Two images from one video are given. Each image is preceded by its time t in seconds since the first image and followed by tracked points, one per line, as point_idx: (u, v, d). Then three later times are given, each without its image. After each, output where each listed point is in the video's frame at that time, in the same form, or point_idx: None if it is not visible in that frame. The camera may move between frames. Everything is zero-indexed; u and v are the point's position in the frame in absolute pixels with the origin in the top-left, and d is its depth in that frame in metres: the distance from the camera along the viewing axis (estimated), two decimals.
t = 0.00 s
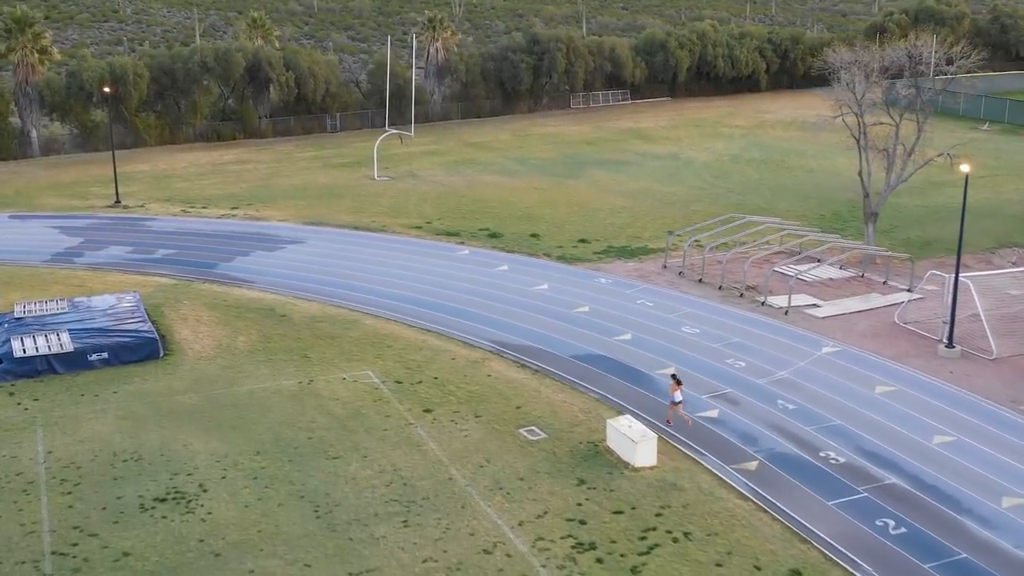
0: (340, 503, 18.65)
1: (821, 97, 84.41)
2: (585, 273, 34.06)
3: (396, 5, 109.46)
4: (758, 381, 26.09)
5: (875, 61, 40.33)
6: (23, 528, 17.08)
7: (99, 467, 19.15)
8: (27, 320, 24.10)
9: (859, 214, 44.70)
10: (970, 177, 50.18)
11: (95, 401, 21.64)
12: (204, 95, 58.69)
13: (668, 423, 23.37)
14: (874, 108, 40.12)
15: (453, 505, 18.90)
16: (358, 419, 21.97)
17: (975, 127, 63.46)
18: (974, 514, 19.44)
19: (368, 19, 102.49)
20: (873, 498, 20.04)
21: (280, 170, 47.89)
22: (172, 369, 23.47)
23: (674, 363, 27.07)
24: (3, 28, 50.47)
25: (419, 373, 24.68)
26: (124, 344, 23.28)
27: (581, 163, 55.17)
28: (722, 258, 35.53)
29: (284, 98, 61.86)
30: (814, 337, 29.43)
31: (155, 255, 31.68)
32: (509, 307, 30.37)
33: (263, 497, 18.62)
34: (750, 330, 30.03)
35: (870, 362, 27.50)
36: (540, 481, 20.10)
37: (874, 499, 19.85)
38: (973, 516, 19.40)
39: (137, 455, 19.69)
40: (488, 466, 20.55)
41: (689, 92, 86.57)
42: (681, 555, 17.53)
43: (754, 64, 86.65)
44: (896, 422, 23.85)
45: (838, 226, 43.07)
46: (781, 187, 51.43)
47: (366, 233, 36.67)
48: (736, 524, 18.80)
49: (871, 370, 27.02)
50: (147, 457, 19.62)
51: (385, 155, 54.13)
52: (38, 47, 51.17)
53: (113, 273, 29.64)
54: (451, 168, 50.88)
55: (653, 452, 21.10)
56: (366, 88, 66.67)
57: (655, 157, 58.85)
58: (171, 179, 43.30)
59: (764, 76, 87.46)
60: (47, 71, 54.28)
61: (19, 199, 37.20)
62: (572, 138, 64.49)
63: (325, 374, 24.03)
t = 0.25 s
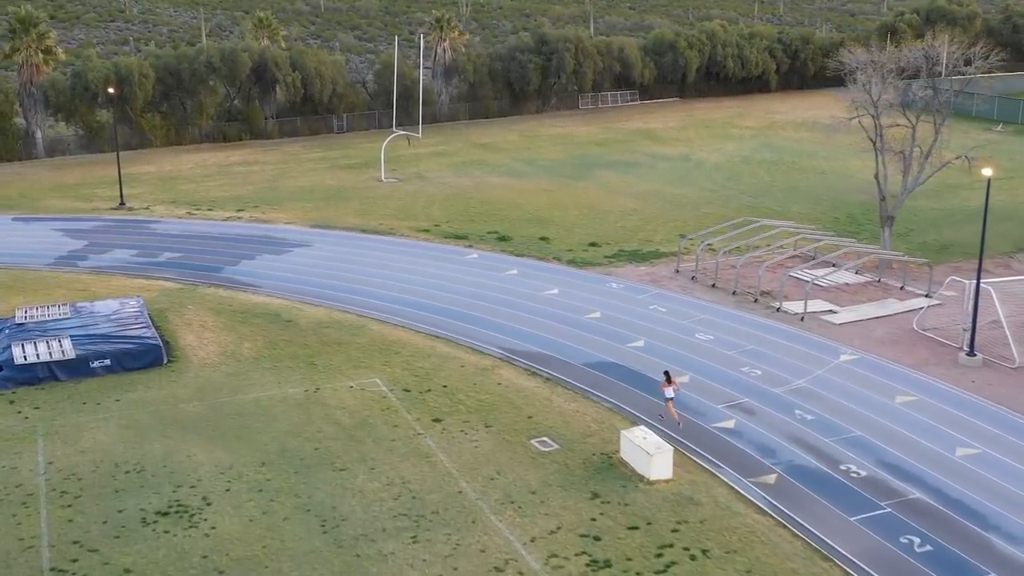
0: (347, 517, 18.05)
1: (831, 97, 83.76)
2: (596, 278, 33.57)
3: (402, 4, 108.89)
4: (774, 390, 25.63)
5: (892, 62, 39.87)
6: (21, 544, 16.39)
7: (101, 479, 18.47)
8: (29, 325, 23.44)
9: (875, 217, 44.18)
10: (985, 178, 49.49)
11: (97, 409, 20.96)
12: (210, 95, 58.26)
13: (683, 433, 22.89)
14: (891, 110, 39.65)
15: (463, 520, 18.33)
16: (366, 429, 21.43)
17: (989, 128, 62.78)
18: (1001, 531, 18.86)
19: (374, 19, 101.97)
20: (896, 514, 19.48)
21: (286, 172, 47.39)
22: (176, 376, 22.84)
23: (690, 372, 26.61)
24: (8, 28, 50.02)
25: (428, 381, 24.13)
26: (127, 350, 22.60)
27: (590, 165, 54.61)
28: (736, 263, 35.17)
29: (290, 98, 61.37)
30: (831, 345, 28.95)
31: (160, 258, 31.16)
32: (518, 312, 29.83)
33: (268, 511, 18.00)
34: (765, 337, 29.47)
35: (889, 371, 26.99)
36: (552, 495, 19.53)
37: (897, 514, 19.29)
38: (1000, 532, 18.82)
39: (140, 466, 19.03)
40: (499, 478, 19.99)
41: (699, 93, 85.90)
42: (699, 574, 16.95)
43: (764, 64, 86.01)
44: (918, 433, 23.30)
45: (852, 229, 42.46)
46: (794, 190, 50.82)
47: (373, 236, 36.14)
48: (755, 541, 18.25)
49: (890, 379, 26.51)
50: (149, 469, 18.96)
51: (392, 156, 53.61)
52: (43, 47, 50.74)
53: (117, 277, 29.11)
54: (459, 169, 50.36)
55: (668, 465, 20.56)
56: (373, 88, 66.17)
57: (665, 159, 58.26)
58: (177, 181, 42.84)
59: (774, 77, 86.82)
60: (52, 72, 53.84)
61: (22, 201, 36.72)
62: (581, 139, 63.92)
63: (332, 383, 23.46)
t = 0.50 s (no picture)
0: (360, 532, 17.48)
1: (849, 98, 82.91)
2: (614, 283, 33.02)
3: (416, 4, 108.44)
4: (798, 401, 25.03)
5: (916, 64, 39.22)
6: (27, 558, 15.80)
7: (109, 490, 17.89)
8: (38, 331, 23.01)
9: (897, 222, 43.46)
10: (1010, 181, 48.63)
11: (106, 417, 20.45)
12: (223, 96, 57.90)
13: (705, 445, 22.34)
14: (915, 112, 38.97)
15: (480, 536, 17.77)
16: (379, 439, 20.92)
17: (1012, 130, 61.87)
18: None
19: (389, 19, 101.58)
20: (927, 531, 18.83)
21: (300, 173, 46.98)
22: (187, 383, 22.36)
23: (711, 381, 26.04)
24: (22, 28, 49.80)
25: (443, 390, 23.59)
26: (137, 357, 22.16)
27: (606, 167, 54.03)
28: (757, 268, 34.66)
29: (304, 99, 60.99)
30: (855, 353, 28.31)
31: (172, 262, 30.73)
32: (534, 319, 29.28)
33: (280, 525, 17.43)
34: (786, 345, 28.83)
35: (916, 380, 26.31)
36: (572, 510, 18.94)
37: (929, 532, 18.63)
38: None
39: (149, 477, 18.46)
40: (517, 492, 19.44)
41: (716, 93, 85.05)
42: None
43: (782, 65, 85.22)
44: (947, 446, 22.63)
45: (874, 234, 41.75)
46: (814, 193, 50.10)
47: (387, 240, 35.66)
48: (782, 560, 17.64)
49: (918, 389, 25.83)
50: (159, 480, 18.39)
51: (407, 157, 53.14)
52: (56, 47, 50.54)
53: (128, 281, 28.70)
54: (474, 171, 49.86)
55: (691, 478, 19.98)
56: (387, 89, 65.75)
57: (682, 161, 57.62)
58: (190, 182, 42.47)
59: (792, 77, 86.03)
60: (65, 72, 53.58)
61: (34, 202, 36.41)
62: (597, 140, 63.33)
63: (346, 391, 22.97)
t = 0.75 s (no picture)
0: (378, 547, 16.94)
1: (874, 99, 81.85)
2: (638, 289, 32.42)
3: (436, 4, 108.09)
4: (827, 412, 24.35)
5: (947, 64, 38.32)
6: (37, 572, 15.32)
7: (122, 501, 17.44)
8: (53, 335, 22.66)
9: (926, 226, 42.58)
10: None
11: (120, 425, 20.04)
12: (242, 96, 57.64)
13: (732, 458, 21.72)
14: (946, 114, 38.07)
15: (501, 552, 17.20)
16: (398, 450, 20.40)
17: None
18: None
19: (409, 19, 101.18)
20: (965, 552, 18.09)
21: (319, 174, 46.62)
22: (203, 390, 21.94)
23: (737, 391, 25.40)
24: (42, 27, 49.63)
25: (463, 399, 23.05)
26: (153, 363, 21.77)
27: (628, 169, 53.41)
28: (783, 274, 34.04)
29: (323, 99, 60.67)
30: (886, 362, 27.57)
31: (189, 264, 30.39)
32: (556, 325, 28.73)
33: (296, 539, 16.90)
34: (815, 354, 28.12)
35: (949, 392, 25.52)
36: (596, 525, 18.34)
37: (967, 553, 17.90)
38: None
39: (163, 488, 18.00)
40: (539, 506, 18.86)
41: (739, 94, 84.12)
42: None
43: (805, 65, 84.24)
44: (984, 461, 21.84)
45: (902, 238, 40.91)
46: (839, 196, 49.28)
47: (407, 242, 35.20)
48: None
49: (952, 400, 25.05)
50: (173, 491, 17.93)
51: (427, 158, 52.71)
52: (76, 47, 50.36)
53: (145, 284, 28.37)
54: (494, 172, 49.36)
55: (719, 494, 19.30)
56: (407, 89, 65.35)
57: (705, 163, 56.91)
58: (208, 183, 42.20)
59: (816, 78, 85.05)
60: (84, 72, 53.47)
61: (53, 202, 36.20)
62: (618, 141, 62.69)
63: (364, 399, 22.49)
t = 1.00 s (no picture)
0: (398, 563, 16.40)
1: (903, 100, 80.53)
2: (664, 295, 31.76)
3: (459, 4, 107.64)
4: (861, 424, 23.59)
5: (982, 67, 37.28)
6: None
7: (137, 513, 17.00)
8: (70, 340, 22.34)
9: (959, 232, 41.58)
10: None
11: (137, 433, 19.67)
12: (264, 96, 57.42)
13: (763, 473, 21.04)
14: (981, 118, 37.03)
15: (525, 571, 16.62)
16: (420, 461, 19.90)
17: None
18: None
19: (432, 18, 100.79)
20: None
21: (341, 175, 46.28)
22: (221, 397, 21.53)
23: (767, 402, 24.68)
24: (65, 27, 49.58)
25: (486, 408, 22.50)
26: (170, 369, 21.40)
27: (653, 171, 52.73)
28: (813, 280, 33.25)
29: (346, 99, 60.35)
30: (920, 373, 26.75)
31: (209, 267, 30.06)
32: (580, 332, 28.13)
33: (314, 553, 16.38)
34: (848, 364, 27.32)
35: (988, 404, 24.66)
36: (622, 542, 17.73)
37: None
38: None
39: (179, 499, 17.57)
40: (564, 522, 18.27)
41: (765, 95, 83.04)
42: None
43: (833, 66, 83.06)
44: None
45: (934, 244, 39.95)
46: (869, 200, 48.31)
47: (430, 245, 34.74)
48: None
49: (991, 413, 24.18)
50: (189, 502, 17.49)
51: (449, 159, 52.24)
52: (98, 47, 50.31)
53: (165, 287, 28.06)
54: (517, 174, 48.81)
55: (749, 511, 18.58)
56: (429, 89, 64.94)
57: (731, 166, 56.07)
58: (229, 184, 41.94)
59: (843, 78, 83.84)
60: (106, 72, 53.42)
61: (74, 203, 36.02)
62: (643, 143, 61.96)
63: (385, 407, 21.99)
